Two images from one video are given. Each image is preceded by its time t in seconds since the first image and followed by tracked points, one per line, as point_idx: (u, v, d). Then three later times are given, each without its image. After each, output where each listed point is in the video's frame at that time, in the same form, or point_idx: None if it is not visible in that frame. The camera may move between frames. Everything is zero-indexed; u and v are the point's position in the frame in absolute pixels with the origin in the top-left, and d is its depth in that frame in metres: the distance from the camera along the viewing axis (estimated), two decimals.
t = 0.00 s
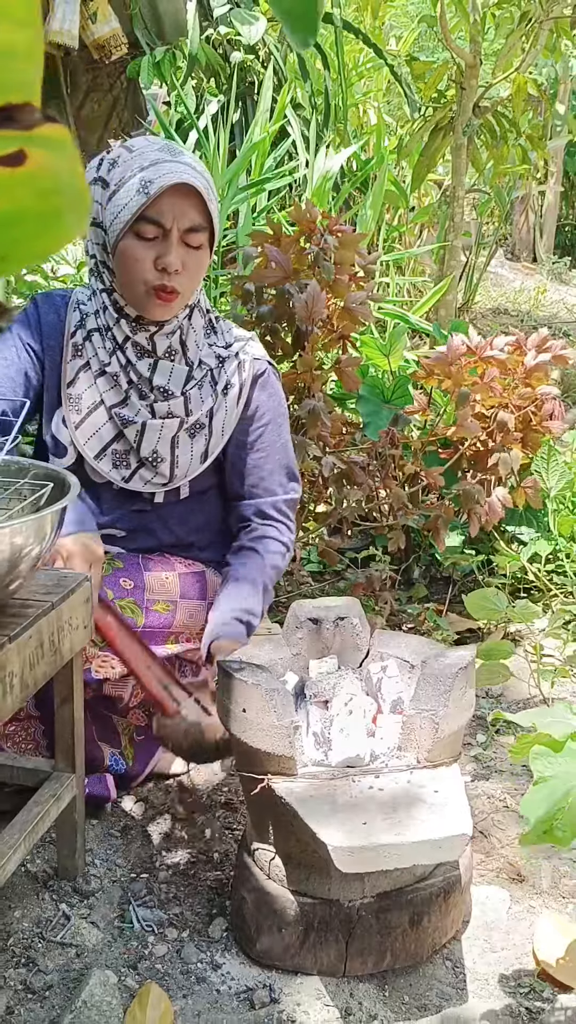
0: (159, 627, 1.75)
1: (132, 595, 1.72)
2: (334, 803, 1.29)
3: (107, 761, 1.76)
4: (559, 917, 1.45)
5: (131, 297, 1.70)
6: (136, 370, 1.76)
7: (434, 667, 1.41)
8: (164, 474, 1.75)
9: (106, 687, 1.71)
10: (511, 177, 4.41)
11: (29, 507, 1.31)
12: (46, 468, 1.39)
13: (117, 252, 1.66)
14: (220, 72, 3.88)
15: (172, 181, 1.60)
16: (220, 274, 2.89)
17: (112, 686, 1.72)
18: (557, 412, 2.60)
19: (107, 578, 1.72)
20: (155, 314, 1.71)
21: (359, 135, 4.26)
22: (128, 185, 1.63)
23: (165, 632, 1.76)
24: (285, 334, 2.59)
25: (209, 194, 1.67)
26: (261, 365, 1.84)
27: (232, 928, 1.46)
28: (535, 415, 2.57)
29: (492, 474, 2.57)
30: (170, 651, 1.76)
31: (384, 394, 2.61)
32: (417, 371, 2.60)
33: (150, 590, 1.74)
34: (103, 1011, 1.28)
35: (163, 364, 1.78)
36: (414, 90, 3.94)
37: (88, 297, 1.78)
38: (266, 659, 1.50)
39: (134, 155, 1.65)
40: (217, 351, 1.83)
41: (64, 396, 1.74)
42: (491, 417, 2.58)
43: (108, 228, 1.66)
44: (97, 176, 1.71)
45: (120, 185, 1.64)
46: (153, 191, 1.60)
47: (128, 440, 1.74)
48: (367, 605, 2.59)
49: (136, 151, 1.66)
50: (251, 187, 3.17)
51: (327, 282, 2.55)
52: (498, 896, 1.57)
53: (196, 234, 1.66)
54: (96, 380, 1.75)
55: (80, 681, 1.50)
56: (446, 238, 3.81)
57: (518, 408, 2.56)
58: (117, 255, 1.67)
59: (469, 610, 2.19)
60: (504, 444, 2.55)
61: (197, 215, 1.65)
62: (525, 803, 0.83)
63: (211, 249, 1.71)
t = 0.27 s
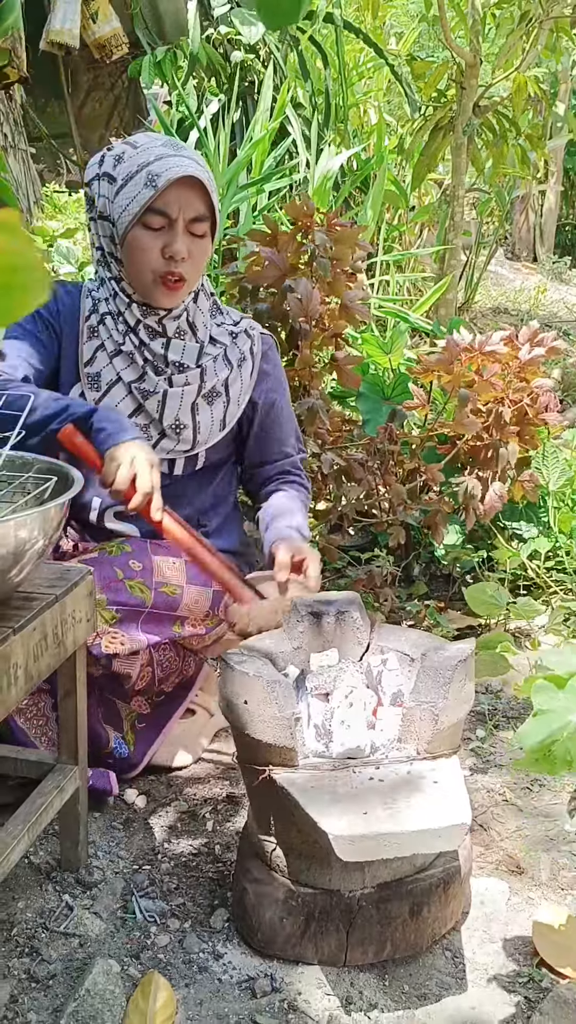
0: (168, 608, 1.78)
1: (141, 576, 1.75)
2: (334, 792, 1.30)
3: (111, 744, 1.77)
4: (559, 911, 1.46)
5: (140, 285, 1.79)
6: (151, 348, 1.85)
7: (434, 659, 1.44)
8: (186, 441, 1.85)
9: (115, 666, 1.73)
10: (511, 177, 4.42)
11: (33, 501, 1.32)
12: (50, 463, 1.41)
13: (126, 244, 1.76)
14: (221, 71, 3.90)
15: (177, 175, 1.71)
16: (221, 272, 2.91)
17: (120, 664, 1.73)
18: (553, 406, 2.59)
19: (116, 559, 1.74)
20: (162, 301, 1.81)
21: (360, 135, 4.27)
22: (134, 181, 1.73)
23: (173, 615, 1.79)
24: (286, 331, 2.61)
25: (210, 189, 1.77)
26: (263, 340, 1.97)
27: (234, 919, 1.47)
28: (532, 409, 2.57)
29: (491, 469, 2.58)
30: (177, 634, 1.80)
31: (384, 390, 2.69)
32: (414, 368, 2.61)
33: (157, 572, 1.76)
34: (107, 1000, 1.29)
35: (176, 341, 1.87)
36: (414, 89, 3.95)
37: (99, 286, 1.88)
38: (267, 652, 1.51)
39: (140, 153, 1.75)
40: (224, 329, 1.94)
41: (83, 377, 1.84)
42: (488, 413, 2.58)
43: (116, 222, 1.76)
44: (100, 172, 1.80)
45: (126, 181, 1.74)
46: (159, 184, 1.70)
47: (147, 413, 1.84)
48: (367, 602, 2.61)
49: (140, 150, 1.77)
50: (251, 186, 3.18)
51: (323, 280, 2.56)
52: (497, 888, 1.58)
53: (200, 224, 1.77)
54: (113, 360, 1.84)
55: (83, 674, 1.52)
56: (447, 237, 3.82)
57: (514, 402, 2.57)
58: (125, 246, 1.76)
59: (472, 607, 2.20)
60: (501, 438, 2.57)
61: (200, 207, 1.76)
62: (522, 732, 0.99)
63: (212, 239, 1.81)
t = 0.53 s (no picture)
0: (180, 596, 1.79)
1: (155, 560, 1.76)
2: (330, 786, 1.31)
3: (113, 729, 1.77)
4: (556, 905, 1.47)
5: (144, 275, 1.80)
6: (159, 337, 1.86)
7: (431, 655, 1.44)
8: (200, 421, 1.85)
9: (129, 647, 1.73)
10: (511, 176, 4.42)
11: (30, 496, 1.32)
12: (48, 458, 1.41)
13: (127, 236, 1.76)
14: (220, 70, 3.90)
15: (174, 165, 1.73)
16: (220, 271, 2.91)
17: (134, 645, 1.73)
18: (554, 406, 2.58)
19: (131, 544, 1.76)
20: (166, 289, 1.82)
21: (359, 134, 4.27)
22: (131, 175, 1.74)
23: (183, 602, 1.80)
24: (285, 329, 2.61)
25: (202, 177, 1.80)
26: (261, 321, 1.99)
27: (231, 913, 1.47)
28: (533, 409, 2.57)
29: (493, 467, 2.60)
30: (186, 623, 1.81)
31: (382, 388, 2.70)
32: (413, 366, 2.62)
33: (170, 559, 1.78)
34: (104, 994, 1.29)
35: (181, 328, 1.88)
36: (413, 90, 3.96)
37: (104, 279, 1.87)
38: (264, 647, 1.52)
39: (134, 148, 1.76)
40: (223, 313, 1.94)
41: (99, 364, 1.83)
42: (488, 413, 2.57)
43: (116, 217, 1.76)
44: (95, 173, 1.81)
45: (123, 176, 1.75)
46: (159, 174, 1.72)
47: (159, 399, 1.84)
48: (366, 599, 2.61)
49: (133, 144, 1.78)
50: (251, 184, 3.19)
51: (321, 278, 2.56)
52: (494, 883, 1.58)
53: (197, 212, 1.79)
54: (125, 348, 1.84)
55: (81, 669, 1.52)
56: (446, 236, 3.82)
57: (517, 403, 2.56)
58: (127, 240, 1.77)
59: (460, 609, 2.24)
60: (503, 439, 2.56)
61: (195, 194, 1.78)
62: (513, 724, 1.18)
63: (207, 226, 1.84)
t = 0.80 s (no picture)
0: (178, 602, 1.78)
1: (155, 565, 1.76)
2: (323, 789, 1.30)
3: (100, 732, 1.77)
4: (549, 907, 1.47)
5: (151, 271, 1.79)
6: (169, 337, 1.85)
7: (424, 655, 1.43)
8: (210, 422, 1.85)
9: (127, 652, 1.72)
10: (509, 176, 4.42)
11: (21, 498, 1.32)
12: (40, 460, 1.41)
13: (133, 232, 1.76)
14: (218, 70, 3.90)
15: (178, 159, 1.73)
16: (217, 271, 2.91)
17: (133, 650, 1.72)
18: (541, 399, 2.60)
19: (131, 549, 1.75)
20: (174, 284, 1.80)
21: (358, 135, 4.27)
22: (136, 173, 1.74)
23: (182, 608, 1.80)
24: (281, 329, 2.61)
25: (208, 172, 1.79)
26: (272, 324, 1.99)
27: (224, 917, 1.47)
28: (520, 402, 2.57)
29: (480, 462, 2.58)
30: (185, 628, 1.80)
31: (381, 387, 2.68)
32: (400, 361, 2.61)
33: (170, 564, 1.77)
34: (95, 998, 1.29)
35: (191, 330, 1.88)
36: (412, 90, 3.96)
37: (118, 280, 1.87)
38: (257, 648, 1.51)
39: (137, 147, 1.77)
40: (232, 316, 1.94)
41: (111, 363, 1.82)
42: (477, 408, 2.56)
43: (123, 218, 1.77)
44: (101, 177, 1.82)
45: (128, 175, 1.75)
46: (162, 169, 1.72)
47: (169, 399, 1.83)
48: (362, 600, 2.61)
49: (137, 143, 1.79)
50: (248, 185, 3.18)
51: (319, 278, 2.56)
52: (488, 885, 1.58)
53: (203, 207, 1.78)
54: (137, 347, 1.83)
55: (74, 672, 1.51)
56: (444, 237, 3.82)
57: (503, 396, 2.56)
58: (134, 239, 1.77)
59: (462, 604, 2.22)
60: (491, 431, 2.55)
61: (201, 190, 1.77)
62: (497, 824, 1.13)
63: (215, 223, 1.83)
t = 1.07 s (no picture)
0: (172, 613, 1.78)
1: (152, 575, 1.76)
2: (315, 794, 1.30)
3: (91, 739, 1.77)
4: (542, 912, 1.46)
5: (155, 274, 1.80)
6: (172, 345, 1.86)
7: (416, 660, 1.44)
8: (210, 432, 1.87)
9: (120, 663, 1.72)
10: (504, 181, 4.43)
11: (13, 504, 1.32)
12: (32, 466, 1.41)
13: (138, 236, 1.77)
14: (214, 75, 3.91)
15: (184, 164, 1.72)
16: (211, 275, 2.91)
17: (126, 662, 1.72)
18: (527, 399, 2.63)
19: (127, 557, 1.75)
20: (178, 289, 1.81)
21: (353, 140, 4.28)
22: (141, 176, 1.74)
23: (177, 618, 1.80)
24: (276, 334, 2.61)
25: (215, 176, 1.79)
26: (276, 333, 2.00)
27: (217, 923, 1.47)
28: (507, 401, 2.59)
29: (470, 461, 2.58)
30: (179, 639, 1.80)
31: (376, 392, 2.69)
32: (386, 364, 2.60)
33: (166, 575, 1.77)
34: (87, 1004, 1.28)
35: (195, 338, 1.89)
36: (407, 95, 3.97)
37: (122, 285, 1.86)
38: (251, 654, 1.51)
39: (144, 149, 1.77)
40: (236, 324, 1.95)
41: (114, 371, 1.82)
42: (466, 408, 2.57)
43: (128, 221, 1.77)
44: (109, 180, 1.82)
45: (134, 179, 1.75)
46: (167, 173, 1.72)
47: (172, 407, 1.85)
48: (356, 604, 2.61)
49: (144, 146, 1.78)
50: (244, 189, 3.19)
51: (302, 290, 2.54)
52: (481, 890, 1.58)
53: (208, 211, 1.78)
54: (140, 354, 1.83)
55: (66, 678, 1.51)
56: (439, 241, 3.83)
57: (491, 397, 2.60)
58: (138, 242, 1.78)
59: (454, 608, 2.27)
60: (481, 433, 2.56)
61: (206, 194, 1.77)
62: (490, 787, 1.11)
63: (220, 227, 1.83)
